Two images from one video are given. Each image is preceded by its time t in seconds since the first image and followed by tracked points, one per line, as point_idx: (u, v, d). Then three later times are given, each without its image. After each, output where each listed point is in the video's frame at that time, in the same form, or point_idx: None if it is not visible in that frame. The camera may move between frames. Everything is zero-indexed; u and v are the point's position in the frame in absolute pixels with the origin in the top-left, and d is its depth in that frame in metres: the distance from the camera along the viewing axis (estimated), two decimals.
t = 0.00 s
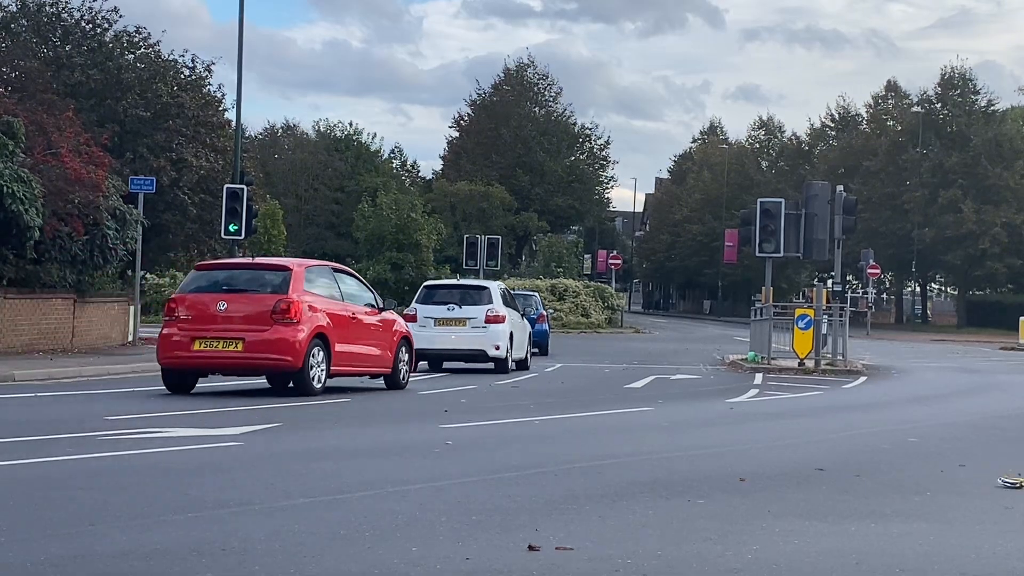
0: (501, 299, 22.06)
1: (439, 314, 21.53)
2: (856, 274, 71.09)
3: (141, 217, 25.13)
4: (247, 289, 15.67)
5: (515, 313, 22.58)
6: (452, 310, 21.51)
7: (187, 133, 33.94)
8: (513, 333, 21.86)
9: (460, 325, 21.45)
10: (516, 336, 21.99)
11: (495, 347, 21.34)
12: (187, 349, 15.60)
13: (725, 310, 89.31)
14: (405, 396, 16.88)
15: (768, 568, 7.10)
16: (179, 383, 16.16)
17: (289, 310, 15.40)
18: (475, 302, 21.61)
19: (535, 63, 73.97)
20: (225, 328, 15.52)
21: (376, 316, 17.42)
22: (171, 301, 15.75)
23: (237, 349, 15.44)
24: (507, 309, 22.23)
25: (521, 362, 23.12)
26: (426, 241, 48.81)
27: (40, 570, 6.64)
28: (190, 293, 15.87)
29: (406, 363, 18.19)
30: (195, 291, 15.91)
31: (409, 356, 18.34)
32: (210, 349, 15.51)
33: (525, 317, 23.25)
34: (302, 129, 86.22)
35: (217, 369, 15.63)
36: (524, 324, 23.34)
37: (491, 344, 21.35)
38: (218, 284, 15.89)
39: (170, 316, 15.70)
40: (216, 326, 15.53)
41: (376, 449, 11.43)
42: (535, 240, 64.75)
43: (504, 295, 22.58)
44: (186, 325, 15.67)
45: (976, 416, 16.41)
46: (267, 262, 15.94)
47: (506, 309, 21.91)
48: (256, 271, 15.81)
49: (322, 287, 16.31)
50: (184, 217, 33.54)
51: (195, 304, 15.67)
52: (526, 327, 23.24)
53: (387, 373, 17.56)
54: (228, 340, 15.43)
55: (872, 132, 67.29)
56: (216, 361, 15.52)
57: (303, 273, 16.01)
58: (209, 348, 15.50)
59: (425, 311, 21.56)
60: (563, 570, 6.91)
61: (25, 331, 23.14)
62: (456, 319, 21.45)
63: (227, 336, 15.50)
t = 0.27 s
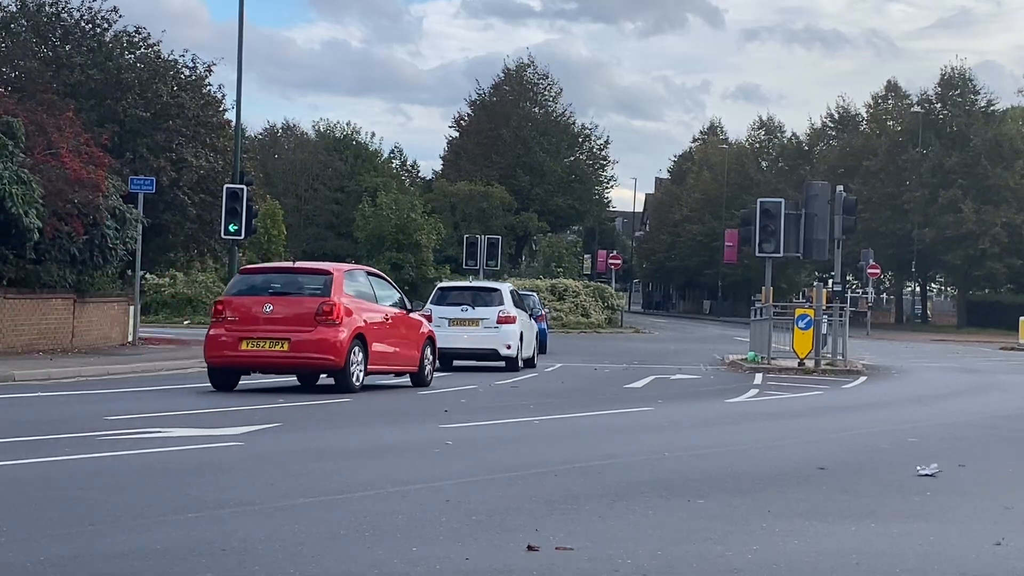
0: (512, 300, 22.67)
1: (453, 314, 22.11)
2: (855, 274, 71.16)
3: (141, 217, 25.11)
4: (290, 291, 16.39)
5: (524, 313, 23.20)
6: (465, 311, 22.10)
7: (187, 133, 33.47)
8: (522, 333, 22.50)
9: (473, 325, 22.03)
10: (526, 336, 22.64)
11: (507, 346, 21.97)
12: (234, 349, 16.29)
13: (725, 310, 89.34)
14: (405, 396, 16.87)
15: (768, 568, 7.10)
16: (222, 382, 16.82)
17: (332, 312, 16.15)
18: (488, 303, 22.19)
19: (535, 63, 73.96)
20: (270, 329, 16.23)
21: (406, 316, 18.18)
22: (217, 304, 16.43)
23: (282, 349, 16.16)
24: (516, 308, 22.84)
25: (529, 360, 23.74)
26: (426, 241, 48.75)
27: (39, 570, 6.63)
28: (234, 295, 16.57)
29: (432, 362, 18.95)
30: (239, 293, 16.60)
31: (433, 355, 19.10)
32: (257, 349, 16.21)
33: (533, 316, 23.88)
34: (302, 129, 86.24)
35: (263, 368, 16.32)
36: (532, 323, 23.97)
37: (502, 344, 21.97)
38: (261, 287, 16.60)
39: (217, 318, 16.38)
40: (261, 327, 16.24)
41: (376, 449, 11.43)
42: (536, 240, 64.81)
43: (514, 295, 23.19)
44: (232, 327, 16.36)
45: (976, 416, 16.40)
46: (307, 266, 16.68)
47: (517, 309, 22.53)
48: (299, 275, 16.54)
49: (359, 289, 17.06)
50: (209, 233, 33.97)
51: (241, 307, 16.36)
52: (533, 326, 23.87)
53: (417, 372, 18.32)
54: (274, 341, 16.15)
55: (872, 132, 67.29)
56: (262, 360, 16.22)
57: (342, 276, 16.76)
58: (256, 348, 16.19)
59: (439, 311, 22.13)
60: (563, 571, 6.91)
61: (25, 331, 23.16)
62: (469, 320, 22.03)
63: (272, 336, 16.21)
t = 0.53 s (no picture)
0: (520, 301, 23.54)
1: (465, 315, 22.93)
2: (855, 274, 71.19)
3: (141, 217, 25.11)
4: (328, 293, 17.16)
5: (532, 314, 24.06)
6: (477, 312, 22.92)
7: (187, 133, 33.33)
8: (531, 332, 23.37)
9: (484, 325, 22.86)
10: (534, 335, 23.50)
11: (517, 345, 22.82)
12: (276, 348, 17.03)
13: (725, 310, 89.35)
14: (406, 396, 16.88)
15: (768, 568, 7.10)
16: (262, 379, 17.57)
17: (369, 313, 16.92)
18: (498, 304, 23.04)
19: (535, 63, 73.92)
20: (310, 328, 16.98)
21: (433, 318, 18.98)
22: (259, 306, 17.18)
23: (321, 348, 16.91)
24: (525, 308, 23.70)
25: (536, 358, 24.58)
26: (426, 241, 48.68)
27: (39, 570, 6.64)
28: (275, 297, 17.34)
29: (454, 361, 19.75)
30: (279, 296, 17.36)
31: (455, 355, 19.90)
32: (297, 348, 16.96)
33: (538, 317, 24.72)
34: (302, 129, 86.21)
35: (303, 366, 17.07)
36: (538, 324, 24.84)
37: (513, 343, 22.82)
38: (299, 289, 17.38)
39: (259, 319, 17.13)
40: (301, 327, 16.99)
41: (376, 449, 11.44)
42: (536, 240, 64.82)
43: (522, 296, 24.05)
44: (274, 327, 17.11)
45: (976, 416, 16.41)
46: (344, 270, 17.45)
47: (527, 310, 23.38)
48: (336, 279, 17.31)
49: (392, 292, 17.84)
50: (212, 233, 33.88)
51: (282, 309, 17.11)
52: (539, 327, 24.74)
53: (443, 371, 19.07)
54: (314, 340, 16.91)
55: (873, 132, 67.28)
56: (302, 358, 16.96)
57: (377, 279, 17.53)
58: (296, 348, 16.95)
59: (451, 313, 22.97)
60: (562, 571, 6.91)
61: (25, 331, 23.17)
62: (481, 320, 22.85)
63: (312, 336, 16.96)
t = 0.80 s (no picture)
0: (528, 302, 24.25)
1: (475, 315, 23.66)
2: (855, 274, 71.19)
3: (141, 217, 25.07)
4: (360, 295, 17.73)
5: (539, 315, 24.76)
6: (486, 312, 23.64)
7: (187, 134, 33.16)
8: (539, 331, 24.07)
9: (493, 325, 23.56)
10: (542, 333, 24.19)
11: (525, 344, 23.52)
12: (312, 348, 17.58)
13: (725, 310, 89.36)
14: (405, 396, 16.88)
15: (769, 568, 7.10)
16: (296, 378, 18.12)
17: (401, 314, 17.50)
18: (507, 305, 23.76)
19: (534, 63, 73.89)
20: (344, 329, 17.55)
21: (456, 318, 19.58)
22: (295, 307, 17.73)
23: (356, 347, 17.48)
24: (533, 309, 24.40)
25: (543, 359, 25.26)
26: (426, 241, 48.61)
27: (39, 570, 6.63)
28: (309, 300, 17.89)
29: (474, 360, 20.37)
30: (313, 298, 17.92)
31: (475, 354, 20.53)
32: (332, 348, 17.52)
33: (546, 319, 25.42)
34: (302, 129, 86.20)
35: (338, 366, 17.63)
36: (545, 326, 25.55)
37: (521, 343, 23.51)
38: (333, 291, 17.93)
39: (295, 320, 17.68)
40: (336, 328, 17.55)
41: (376, 449, 11.43)
42: (536, 240, 64.81)
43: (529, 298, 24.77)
44: (309, 328, 17.66)
45: (977, 416, 16.40)
46: (375, 273, 18.04)
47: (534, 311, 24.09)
48: (369, 281, 17.89)
49: (420, 294, 18.43)
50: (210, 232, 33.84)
51: (317, 309, 17.66)
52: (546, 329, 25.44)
53: (467, 369, 19.70)
54: (349, 340, 17.48)
55: (873, 132, 67.25)
56: (337, 357, 17.52)
57: (406, 282, 18.13)
58: (332, 347, 17.51)
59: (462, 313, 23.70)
60: (564, 571, 6.91)
61: (25, 331, 23.18)
62: (490, 320, 23.56)
63: (346, 336, 17.54)
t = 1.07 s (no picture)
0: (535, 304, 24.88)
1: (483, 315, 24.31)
2: (854, 274, 71.19)
3: (141, 217, 25.04)
4: (388, 298, 18.58)
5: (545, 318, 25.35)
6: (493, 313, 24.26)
7: (187, 134, 33.12)
8: (545, 331, 24.64)
9: (501, 324, 24.16)
10: (548, 333, 24.77)
11: (531, 344, 24.09)
12: (344, 348, 18.38)
13: (724, 310, 89.38)
14: (405, 396, 16.90)
15: (770, 568, 7.10)
16: (327, 376, 18.92)
17: (428, 316, 18.36)
18: (514, 305, 24.41)
19: (534, 63, 73.89)
20: (375, 329, 18.38)
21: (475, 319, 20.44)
22: (327, 310, 18.52)
23: (386, 347, 18.33)
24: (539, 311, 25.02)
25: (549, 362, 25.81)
26: (426, 241, 48.54)
27: (38, 570, 6.63)
28: (340, 302, 18.67)
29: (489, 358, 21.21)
30: (343, 300, 18.72)
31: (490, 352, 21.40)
32: (364, 348, 18.34)
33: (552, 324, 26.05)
34: (302, 129, 86.16)
35: (369, 366, 18.46)
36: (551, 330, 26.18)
37: (528, 342, 24.09)
38: (361, 295, 18.74)
39: (327, 322, 18.47)
40: (367, 329, 18.38)
41: (376, 449, 11.45)
42: (536, 240, 64.81)
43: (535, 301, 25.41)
44: (341, 329, 18.46)
45: (976, 416, 16.41)
46: (402, 277, 18.88)
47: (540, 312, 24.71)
48: (397, 284, 18.73)
49: (443, 295, 19.28)
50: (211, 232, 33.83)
51: (349, 311, 18.45)
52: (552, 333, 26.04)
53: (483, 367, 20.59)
54: (379, 341, 18.31)
55: (872, 133, 67.25)
56: (368, 357, 18.36)
57: (431, 284, 18.98)
58: (363, 348, 18.33)
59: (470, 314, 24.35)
60: (564, 570, 6.91)
61: (24, 332, 23.18)
62: (497, 320, 24.17)
63: (377, 336, 18.36)
